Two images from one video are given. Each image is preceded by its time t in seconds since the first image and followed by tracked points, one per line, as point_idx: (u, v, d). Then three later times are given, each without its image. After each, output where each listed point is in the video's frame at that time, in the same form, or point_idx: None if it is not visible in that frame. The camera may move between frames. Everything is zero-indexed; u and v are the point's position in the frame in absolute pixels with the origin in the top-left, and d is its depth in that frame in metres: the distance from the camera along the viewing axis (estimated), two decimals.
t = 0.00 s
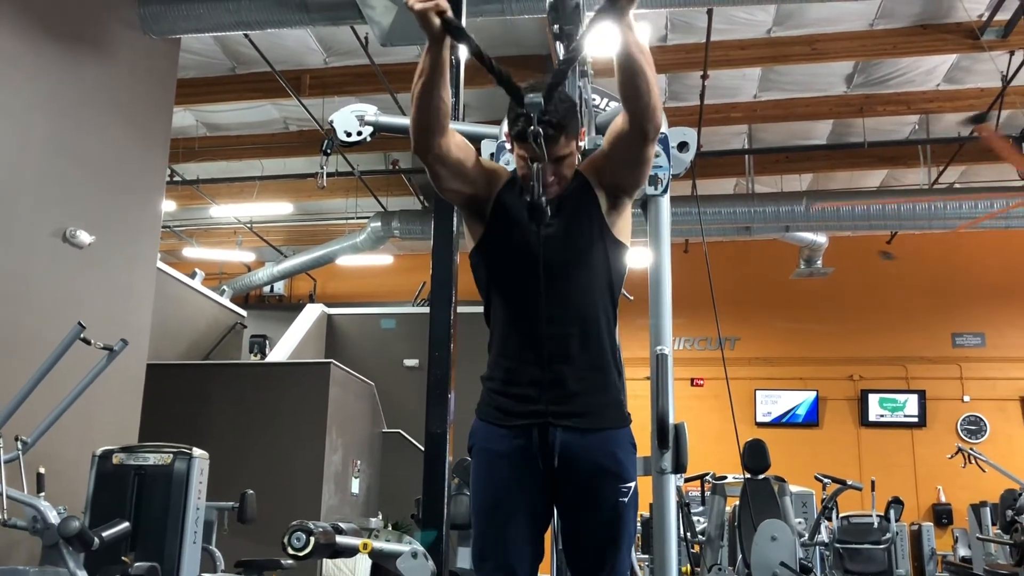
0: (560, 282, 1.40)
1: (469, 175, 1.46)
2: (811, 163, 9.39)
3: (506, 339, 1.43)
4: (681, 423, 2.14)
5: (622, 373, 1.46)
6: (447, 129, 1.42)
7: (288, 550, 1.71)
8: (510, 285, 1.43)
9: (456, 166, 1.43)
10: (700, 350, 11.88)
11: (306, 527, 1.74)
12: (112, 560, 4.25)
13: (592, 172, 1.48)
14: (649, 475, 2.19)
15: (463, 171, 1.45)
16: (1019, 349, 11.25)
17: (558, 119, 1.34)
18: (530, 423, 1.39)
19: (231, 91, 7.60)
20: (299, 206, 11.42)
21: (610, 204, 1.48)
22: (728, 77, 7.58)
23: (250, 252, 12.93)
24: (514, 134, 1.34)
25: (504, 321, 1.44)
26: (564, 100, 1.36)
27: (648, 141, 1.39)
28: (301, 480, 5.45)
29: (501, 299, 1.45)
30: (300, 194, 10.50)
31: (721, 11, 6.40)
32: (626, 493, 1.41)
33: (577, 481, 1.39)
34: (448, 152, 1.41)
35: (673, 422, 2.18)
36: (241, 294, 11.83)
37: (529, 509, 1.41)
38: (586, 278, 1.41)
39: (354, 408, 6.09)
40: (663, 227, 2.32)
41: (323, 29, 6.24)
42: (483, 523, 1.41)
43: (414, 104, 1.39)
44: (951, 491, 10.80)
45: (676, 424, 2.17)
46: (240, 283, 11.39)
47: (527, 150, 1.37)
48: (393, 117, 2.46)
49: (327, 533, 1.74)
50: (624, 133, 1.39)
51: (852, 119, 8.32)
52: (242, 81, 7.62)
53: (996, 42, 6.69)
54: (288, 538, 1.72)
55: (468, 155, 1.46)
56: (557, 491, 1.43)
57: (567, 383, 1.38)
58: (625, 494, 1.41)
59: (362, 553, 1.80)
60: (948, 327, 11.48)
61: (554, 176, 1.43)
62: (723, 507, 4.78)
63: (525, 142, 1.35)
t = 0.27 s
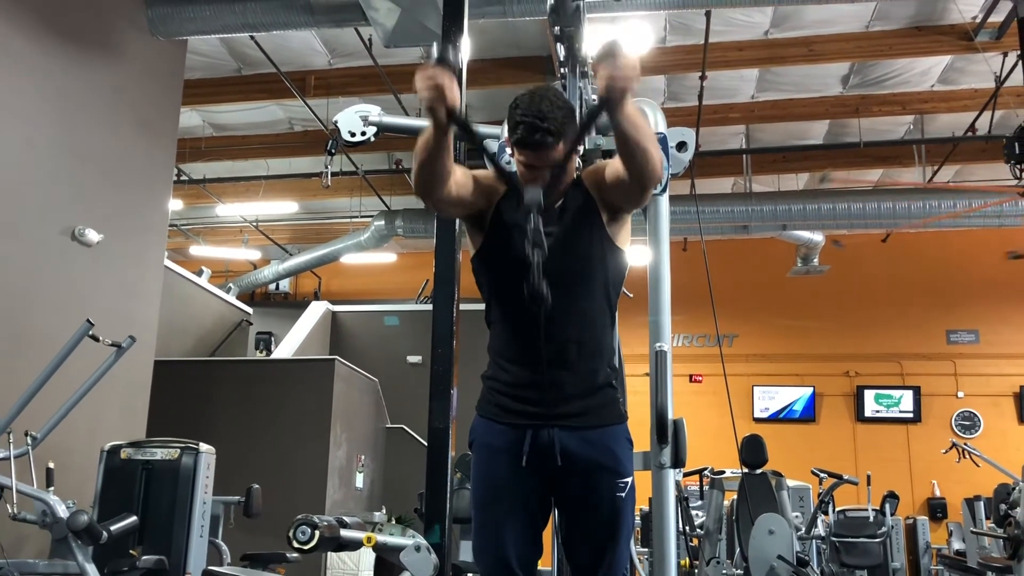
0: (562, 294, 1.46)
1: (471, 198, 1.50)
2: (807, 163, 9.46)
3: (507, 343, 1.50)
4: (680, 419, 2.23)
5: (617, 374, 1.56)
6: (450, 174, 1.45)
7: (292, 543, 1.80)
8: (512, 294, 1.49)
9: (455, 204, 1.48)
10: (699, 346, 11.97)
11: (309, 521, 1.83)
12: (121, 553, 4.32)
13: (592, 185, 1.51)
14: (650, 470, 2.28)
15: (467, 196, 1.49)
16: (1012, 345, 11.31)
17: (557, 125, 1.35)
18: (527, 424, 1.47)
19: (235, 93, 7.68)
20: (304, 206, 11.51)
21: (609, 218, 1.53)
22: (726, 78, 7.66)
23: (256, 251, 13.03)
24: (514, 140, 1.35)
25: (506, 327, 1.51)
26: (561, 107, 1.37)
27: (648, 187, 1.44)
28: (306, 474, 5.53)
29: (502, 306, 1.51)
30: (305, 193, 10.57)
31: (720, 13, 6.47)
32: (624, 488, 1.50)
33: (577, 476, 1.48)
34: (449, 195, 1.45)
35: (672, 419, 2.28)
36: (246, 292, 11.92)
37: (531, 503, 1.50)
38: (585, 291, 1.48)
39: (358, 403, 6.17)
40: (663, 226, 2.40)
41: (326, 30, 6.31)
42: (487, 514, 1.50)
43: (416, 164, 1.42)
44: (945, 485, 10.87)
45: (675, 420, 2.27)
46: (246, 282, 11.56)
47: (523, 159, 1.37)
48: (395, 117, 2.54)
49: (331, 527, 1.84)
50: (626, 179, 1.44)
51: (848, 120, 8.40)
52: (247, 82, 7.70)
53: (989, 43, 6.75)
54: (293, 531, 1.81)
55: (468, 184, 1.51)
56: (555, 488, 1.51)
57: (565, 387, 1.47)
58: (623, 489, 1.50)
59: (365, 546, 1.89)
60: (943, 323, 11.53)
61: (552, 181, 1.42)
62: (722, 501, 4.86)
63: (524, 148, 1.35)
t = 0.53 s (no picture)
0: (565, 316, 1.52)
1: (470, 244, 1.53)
2: (805, 163, 9.52)
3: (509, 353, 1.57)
4: (678, 415, 2.27)
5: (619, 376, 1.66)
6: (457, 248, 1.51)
7: (297, 536, 1.95)
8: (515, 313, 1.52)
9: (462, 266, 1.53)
10: (698, 343, 12.05)
11: (315, 516, 1.97)
12: (128, 548, 4.37)
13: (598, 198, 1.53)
14: (649, 464, 2.32)
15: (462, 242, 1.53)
16: (1007, 342, 11.40)
17: (559, 130, 1.39)
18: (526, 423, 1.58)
19: (240, 94, 7.76)
20: (308, 205, 11.59)
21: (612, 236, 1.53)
22: (725, 79, 7.74)
23: (260, 249, 13.11)
24: (517, 144, 1.40)
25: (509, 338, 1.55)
26: (563, 113, 1.43)
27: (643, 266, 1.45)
28: (310, 468, 5.60)
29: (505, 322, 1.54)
30: (309, 193, 10.63)
31: (718, 15, 6.55)
32: (624, 482, 1.61)
33: (579, 471, 1.59)
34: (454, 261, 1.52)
35: (672, 415, 2.30)
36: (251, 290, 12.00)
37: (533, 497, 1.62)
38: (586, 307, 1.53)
39: (362, 399, 6.24)
40: (663, 224, 2.44)
41: (331, 32, 6.38)
42: (492, 508, 1.61)
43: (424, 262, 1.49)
44: (941, 481, 10.97)
45: (674, 416, 2.31)
46: (251, 279, 11.54)
47: (528, 159, 1.41)
48: (398, 118, 2.60)
49: (335, 522, 1.98)
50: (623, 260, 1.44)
51: (845, 120, 8.48)
52: (252, 83, 7.77)
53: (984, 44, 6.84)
54: (298, 525, 1.96)
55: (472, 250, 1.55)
56: (557, 483, 1.63)
57: (563, 390, 1.58)
58: (622, 484, 1.61)
59: (368, 539, 2.07)
60: (938, 321, 11.61)
61: (556, 184, 1.45)
62: (720, 496, 4.93)
63: (528, 150, 1.40)
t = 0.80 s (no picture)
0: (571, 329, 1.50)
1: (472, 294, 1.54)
2: (803, 162, 9.57)
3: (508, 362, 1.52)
4: (677, 412, 2.32)
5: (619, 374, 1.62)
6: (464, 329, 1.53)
7: (301, 532, 2.01)
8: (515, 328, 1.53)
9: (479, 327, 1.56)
10: (696, 341, 12.11)
11: (318, 512, 2.03)
12: (132, 544, 4.42)
13: (600, 211, 1.54)
14: (650, 460, 2.35)
15: (464, 300, 1.53)
16: (1003, 340, 11.44)
17: (562, 134, 1.42)
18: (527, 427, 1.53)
19: (245, 94, 7.82)
20: (311, 204, 11.66)
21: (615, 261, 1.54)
22: (724, 79, 7.79)
23: (264, 248, 13.18)
24: (520, 147, 1.42)
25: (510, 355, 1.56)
26: (565, 116, 1.45)
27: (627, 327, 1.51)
28: (313, 465, 5.66)
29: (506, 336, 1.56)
30: (313, 192, 10.68)
31: (716, 16, 6.60)
32: (624, 480, 1.56)
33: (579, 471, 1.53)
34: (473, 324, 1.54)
35: (672, 411, 2.35)
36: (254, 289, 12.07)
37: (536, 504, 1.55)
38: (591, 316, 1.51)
39: (364, 396, 6.30)
40: (661, 223, 2.50)
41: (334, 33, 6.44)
42: (493, 511, 1.56)
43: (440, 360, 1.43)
44: (938, 477, 11.01)
45: (673, 413, 2.35)
46: (255, 277, 11.59)
47: (530, 163, 1.44)
48: (401, 118, 2.65)
49: (338, 518, 2.05)
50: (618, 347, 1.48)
51: (843, 120, 8.54)
52: (256, 84, 7.82)
53: (979, 46, 6.89)
54: (302, 522, 2.03)
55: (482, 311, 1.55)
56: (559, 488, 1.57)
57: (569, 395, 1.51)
58: (623, 481, 1.56)
59: (371, 535, 2.16)
60: (934, 319, 11.68)
61: (558, 187, 1.48)
62: (718, 492, 4.98)
63: (530, 154, 1.43)
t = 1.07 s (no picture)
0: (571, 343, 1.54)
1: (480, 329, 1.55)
2: (801, 162, 9.62)
3: (512, 353, 1.58)
4: (677, 409, 2.33)
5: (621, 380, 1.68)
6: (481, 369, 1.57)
7: (303, 529, 2.02)
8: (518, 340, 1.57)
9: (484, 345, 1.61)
10: (695, 340, 12.16)
11: (321, 508, 2.04)
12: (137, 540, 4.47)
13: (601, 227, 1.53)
14: (649, 458, 2.39)
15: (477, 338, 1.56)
16: (1001, 339, 11.49)
17: (564, 138, 1.42)
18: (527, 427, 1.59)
19: (248, 95, 7.86)
20: (313, 204, 11.71)
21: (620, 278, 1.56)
22: (723, 80, 7.84)
23: (267, 248, 13.23)
24: (520, 149, 1.42)
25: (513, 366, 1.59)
26: (566, 120, 1.45)
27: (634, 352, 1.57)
28: (316, 461, 5.71)
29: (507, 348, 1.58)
30: (315, 192, 10.72)
31: (716, 18, 6.66)
32: (624, 479, 1.61)
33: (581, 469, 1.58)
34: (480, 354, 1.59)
35: (672, 410, 2.37)
36: (257, 288, 12.12)
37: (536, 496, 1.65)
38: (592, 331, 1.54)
39: (366, 394, 6.34)
40: (661, 222, 2.55)
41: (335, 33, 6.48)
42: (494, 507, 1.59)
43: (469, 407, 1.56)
44: (935, 474, 11.05)
45: (673, 411, 2.36)
46: (257, 276, 11.64)
47: (531, 168, 1.44)
48: (403, 119, 2.69)
49: (339, 514, 2.06)
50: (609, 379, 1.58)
51: (841, 120, 8.58)
52: (258, 84, 7.87)
53: (977, 47, 6.92)
54: (304, 518, 2.03)
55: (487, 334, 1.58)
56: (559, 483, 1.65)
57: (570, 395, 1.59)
58: (623, 480, 1.61)
59: (373, 531, 2.17)
60: (932, 317, 11.73)
61: (559, 195, 1.47)
62: (717, 489, 5.03)
63: (531, 158, 1.43)
